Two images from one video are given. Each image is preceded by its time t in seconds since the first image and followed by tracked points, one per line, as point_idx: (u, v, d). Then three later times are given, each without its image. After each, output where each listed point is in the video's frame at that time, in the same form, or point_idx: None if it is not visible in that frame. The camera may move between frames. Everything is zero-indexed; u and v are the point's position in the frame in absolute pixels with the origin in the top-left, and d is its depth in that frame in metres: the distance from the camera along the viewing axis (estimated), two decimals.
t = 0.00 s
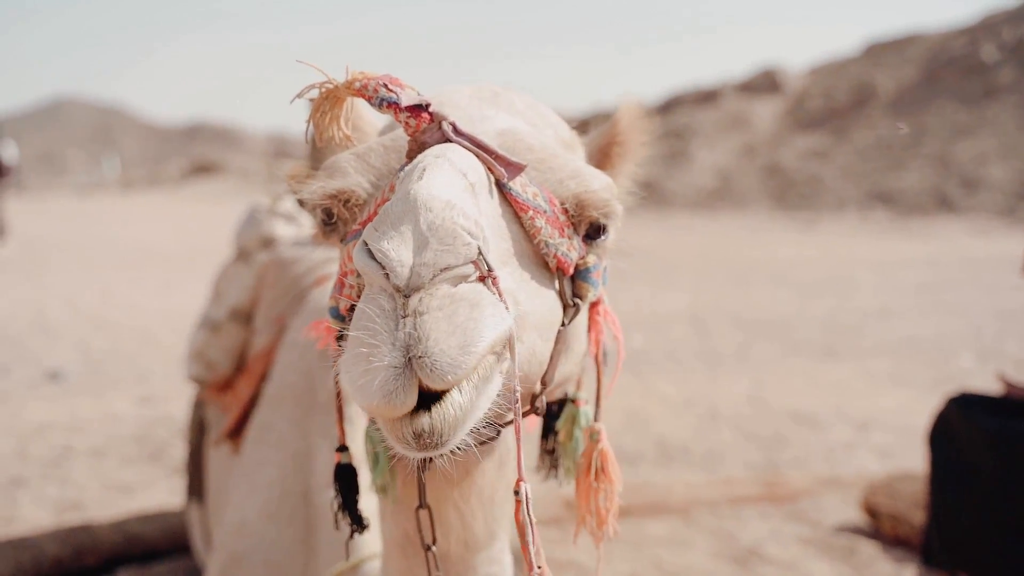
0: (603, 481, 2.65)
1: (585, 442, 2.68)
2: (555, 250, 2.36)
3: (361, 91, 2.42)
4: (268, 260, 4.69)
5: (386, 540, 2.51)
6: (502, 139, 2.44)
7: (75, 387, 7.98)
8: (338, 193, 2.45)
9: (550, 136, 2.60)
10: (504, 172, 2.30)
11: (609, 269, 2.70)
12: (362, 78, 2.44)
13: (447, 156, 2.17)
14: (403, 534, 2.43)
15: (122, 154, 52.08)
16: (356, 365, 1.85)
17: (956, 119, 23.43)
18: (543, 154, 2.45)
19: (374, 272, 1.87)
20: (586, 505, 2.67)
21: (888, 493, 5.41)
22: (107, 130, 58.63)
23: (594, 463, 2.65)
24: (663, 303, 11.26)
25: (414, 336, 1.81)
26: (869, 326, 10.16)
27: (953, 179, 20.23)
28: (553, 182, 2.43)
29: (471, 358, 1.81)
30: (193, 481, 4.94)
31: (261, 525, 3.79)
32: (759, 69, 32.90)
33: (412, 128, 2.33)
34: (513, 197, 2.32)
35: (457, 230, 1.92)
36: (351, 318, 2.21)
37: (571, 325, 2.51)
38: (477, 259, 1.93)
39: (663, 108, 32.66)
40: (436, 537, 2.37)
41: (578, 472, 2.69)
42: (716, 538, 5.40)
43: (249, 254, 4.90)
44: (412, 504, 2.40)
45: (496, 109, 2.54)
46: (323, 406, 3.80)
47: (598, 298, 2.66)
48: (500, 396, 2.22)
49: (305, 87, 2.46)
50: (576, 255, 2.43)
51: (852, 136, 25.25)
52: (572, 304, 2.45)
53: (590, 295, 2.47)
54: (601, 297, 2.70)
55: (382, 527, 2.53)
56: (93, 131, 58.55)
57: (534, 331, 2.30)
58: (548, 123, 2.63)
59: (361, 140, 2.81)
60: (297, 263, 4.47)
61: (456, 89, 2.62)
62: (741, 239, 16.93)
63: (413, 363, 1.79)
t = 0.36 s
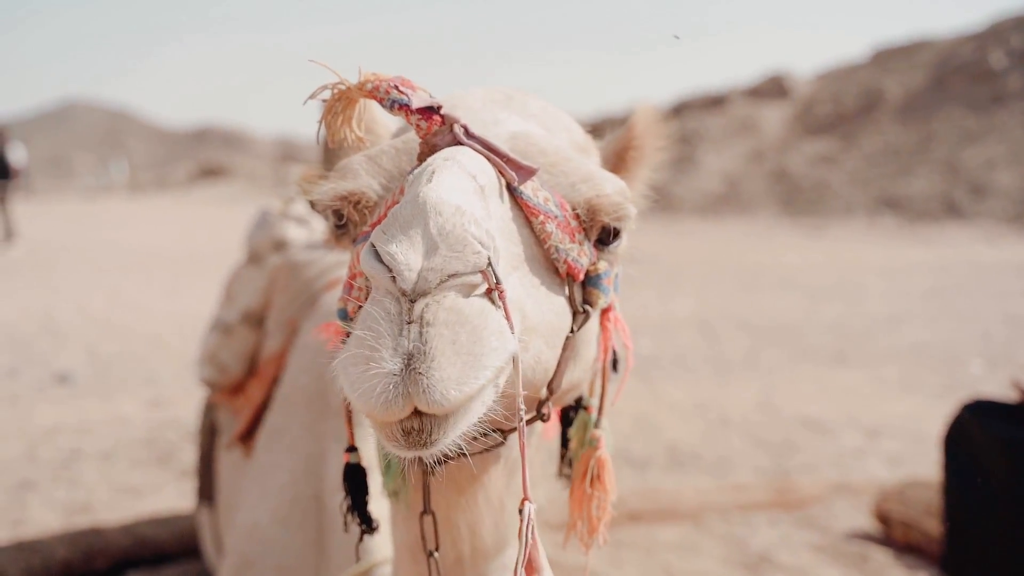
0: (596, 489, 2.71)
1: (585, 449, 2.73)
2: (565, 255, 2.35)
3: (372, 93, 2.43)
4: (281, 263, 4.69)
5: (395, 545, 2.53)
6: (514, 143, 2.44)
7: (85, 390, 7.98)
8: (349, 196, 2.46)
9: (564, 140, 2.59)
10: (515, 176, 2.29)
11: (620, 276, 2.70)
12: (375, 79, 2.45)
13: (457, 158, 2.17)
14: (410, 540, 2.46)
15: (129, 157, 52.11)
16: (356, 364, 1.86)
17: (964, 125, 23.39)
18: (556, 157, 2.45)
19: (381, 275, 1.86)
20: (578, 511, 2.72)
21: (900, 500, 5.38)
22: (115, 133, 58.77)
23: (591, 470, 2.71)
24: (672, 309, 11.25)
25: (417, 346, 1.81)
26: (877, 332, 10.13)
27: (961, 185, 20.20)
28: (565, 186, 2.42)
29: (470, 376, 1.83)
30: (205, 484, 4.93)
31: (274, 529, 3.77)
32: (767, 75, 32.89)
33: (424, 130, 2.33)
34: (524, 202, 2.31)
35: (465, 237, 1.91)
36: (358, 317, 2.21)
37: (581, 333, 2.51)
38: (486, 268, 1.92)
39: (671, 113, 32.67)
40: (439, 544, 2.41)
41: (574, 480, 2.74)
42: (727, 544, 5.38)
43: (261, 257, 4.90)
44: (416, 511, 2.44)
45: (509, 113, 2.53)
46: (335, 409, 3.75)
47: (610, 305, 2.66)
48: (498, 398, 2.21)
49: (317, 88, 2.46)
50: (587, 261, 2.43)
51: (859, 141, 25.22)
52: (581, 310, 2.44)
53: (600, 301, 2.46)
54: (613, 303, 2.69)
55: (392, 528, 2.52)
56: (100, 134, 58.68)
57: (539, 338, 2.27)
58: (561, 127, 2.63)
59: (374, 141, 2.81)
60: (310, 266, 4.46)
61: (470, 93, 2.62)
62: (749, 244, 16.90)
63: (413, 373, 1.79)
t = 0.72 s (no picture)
0: (596, 499, 2.69)
1: (586, 457, 2.72)
2: (574, 263, 2.34)
3: (381, 98, 2.42)
4: (290, 268, 4.68)
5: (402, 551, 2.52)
6: (524, 148, 2.44)
7: (93, 395, 7.98)
8: (359, 202, 2.45)
9: (576, 145, 2.58)
10: (526, 182, 2.28)
11: (630, 284, 2.69)
12: (383, 85, 2.44)
13: (467, 164, 2.16)
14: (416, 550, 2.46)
15: (136, 163, 52.21)
16: (355, 366, 1.83)
17: (970, 132, 23.37)
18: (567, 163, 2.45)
19: (389, 281, 1.85)
20: (576, 519, 2.70)
21: (911, 509, 5.34)
22: (121, 139, 58.87)
23: (591, 479, 2.70)
24: (679, 316, 11.24)
25: (419, 356, 1.78)
26: (885, 340, 10.10)
27: (968, 193, 20.18)
28: (575, 193, 2.42)
29: (467, 394, 1.80)
30: (213, 490, 4.92)
31: (284, 536, 3.75)
32: (773, 82, 32.90)
33: (434, 136, 2.32)
34: (533, 208, 2.30)
35: (475, 247, 1.90)
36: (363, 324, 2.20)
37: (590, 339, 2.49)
38: (496, 278, 1.91)
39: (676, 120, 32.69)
40: (443, 556, 2.40)
41: (573, 489, 2.73)
42: (735, 553, 5.35)
43: (270, 263, 4.90)
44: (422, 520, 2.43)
45: (521, 118, 2.53)
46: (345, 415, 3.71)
47: (619, 313, 2.66)
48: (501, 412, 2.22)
49: (326, 94, 2.46)
50: (597, 269, 2.42)
51: (865, 149, 25.21)
52: (590, 318, 2.44)
53: (609, 309, 2.45)
54: (622, 311, 2.69)
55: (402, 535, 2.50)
56: (106, 139, 58.80)
57: (545, 350, 2.27)
58: (573, 132, 2.62)
59: (384, 147, 2.80)
60: (319, 272, 4.45)
61: (482, 99, 2.62)
62: (756, 251, 16.89)
63: (412, 382, 1.76)
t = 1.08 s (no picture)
0: (605, 507, 2.67)
1: (595, 465, 2.71)
2: (580, 268, 2.34)
3: (389, 100, 2.42)
4: (297, 273, 4.68)
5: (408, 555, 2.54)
6: (532, 151, 2.42)
7: (96, 399, 7.98)
8: (365, 205, 2.44)
9: (585, 148, 2.57)
10: (532, 185, 2.27)
11: (636, 290, 2.68)
12: (391, 87, 2.44)
13: (473, 167, 2.15)
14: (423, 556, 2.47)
15: (140, 167, 52.25)
16: (359, 374, 1.81)
17: (974, 138, 23.36)
18: (576, 167, 2.44)
19: (397, 285, 1.83)
20: (585, 528, 2.68)
21: (917, 517, 5.32)
22: (125, 142, 58.96)
23: (600, 488, 2.68)
24: (683, 321, 11.23)
25: (426, 368, 1.76)
26: (889, 347, 10.08)
27: (971, 199, 20.17)
28: (583, 198, 2.41)
29: (472, 411, 1.77)
30: (217, 495, 4.90)
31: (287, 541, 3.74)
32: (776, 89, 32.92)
33: (442, 138, 2.32)
34: (541, 212, 2.29)
35: (485, 253, 1.88)
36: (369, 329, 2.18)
37: (596, 345, 2.49)
38: (504, 285, 1.90)
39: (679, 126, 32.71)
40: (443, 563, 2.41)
41: (582, 497, 2.72)
42: (741, 559, 5.32)
43: (276, 268, 4.90)
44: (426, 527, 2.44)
45: (528, 121, 2.52)
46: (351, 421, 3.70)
47: (626, 320, 2.66)
48: (504, 423, 2.21)
49: (334, 96, 2.45)
50: (603, 274, 2.41)
51: (869, 155, 25.22)
52: (595, 324, 2.42)
53: (615, 315, 2.43)
54: (627, 318, 2.69)
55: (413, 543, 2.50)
56: (109, 142, 58.91)
57: (545, 356, 2.26)
58: (581, 136, 2.61)
59: (392, 151, 2.79)
60: (326, 278, 4.43)
61: (490, 103, 2.62)
62: (760, 257, 16.89)
63: (418, 395, 1.73)
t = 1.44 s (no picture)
0: (616, 517, 2.68)
1: (604, 475, 2.72)
2: (577, 274, 2.33)
3: (386, 106, 2.43)
4: (298, 280, 4.67)
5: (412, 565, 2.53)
6: (530, 156, 2.42)
7: (95, 405, 7.96)
8: (362, 210, 2.43)
9: (584, 154, 2.56)
10: (528, 190, 2.27)
11: (637, 297, 2.67)
12: (387, 93, 2.44)
13: (467, 172, 2.14)
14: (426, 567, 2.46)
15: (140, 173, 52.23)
16: (359, 392, 1.79)
17: (974, 148, 23.38)
18: (574, 173, 2.43)
19: (385, 290, 1.82)
20: (598, 539, 2.70)
21: (918, 528, 5.30)
22: (125, 148, 58.94)
23: (610, 497, 2.70)
24: (684, 330, 11.23)
25: (421, 372, 1.73)
26: (890, 357, 10.07)
27: (971, 209, 20.19)
28: (580, 204, 2.40)
29: (472, 411, 1.73)
30: (218, 502, 4.89)
31: (286, 550, 3.71)
32: (777, 98, 32.98)
33: (438, 143, 2.31)
34: (536, 217, 2.28)
35: (474, 255, 1.86)
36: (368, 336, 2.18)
37: (594, 353, 2.47)
38: (494, 289, 1.87)
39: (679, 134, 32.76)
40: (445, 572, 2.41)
41: (593, 508, 2.73)
42: (741, 570, 5.30)
43: (278, 274, 4.90)
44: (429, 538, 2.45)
45: (527, 127, 2.52)
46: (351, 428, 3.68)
47: (627, 326, 2.66)
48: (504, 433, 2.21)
49: (330, 102, 2.46)
50: (600, 281, 2.40)
51: (869, 165, 25.25)
52: (591, 331, 2.41)
53: (613, 322, 2.43)
54: (630, 325, 2.68)
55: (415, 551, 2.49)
56: (109, 148, 58.98)
57: (542, 365, 2.25)
58: (579, 142, 2.61)
59: (390, 157, 2.78)
60: (327, 284, 4.42)
61: (489, 110, 2.62)
62: (761, 266, 16.89)
63: (415, 397, 1.70)
